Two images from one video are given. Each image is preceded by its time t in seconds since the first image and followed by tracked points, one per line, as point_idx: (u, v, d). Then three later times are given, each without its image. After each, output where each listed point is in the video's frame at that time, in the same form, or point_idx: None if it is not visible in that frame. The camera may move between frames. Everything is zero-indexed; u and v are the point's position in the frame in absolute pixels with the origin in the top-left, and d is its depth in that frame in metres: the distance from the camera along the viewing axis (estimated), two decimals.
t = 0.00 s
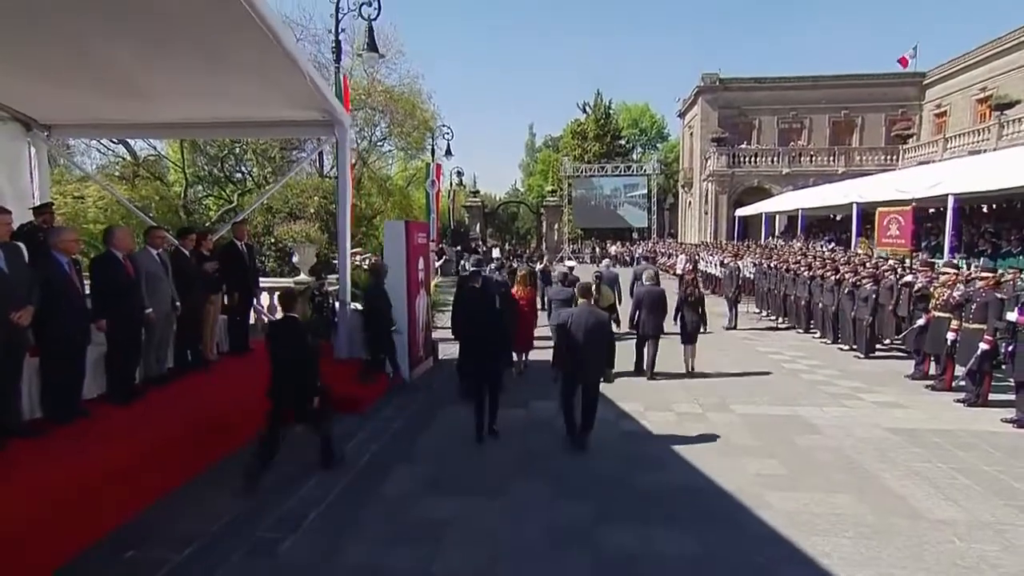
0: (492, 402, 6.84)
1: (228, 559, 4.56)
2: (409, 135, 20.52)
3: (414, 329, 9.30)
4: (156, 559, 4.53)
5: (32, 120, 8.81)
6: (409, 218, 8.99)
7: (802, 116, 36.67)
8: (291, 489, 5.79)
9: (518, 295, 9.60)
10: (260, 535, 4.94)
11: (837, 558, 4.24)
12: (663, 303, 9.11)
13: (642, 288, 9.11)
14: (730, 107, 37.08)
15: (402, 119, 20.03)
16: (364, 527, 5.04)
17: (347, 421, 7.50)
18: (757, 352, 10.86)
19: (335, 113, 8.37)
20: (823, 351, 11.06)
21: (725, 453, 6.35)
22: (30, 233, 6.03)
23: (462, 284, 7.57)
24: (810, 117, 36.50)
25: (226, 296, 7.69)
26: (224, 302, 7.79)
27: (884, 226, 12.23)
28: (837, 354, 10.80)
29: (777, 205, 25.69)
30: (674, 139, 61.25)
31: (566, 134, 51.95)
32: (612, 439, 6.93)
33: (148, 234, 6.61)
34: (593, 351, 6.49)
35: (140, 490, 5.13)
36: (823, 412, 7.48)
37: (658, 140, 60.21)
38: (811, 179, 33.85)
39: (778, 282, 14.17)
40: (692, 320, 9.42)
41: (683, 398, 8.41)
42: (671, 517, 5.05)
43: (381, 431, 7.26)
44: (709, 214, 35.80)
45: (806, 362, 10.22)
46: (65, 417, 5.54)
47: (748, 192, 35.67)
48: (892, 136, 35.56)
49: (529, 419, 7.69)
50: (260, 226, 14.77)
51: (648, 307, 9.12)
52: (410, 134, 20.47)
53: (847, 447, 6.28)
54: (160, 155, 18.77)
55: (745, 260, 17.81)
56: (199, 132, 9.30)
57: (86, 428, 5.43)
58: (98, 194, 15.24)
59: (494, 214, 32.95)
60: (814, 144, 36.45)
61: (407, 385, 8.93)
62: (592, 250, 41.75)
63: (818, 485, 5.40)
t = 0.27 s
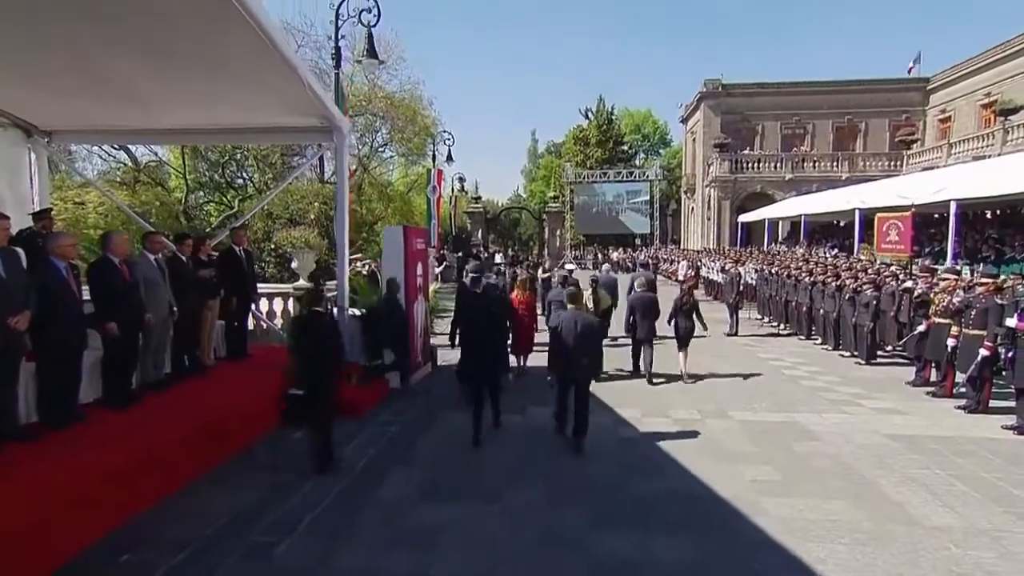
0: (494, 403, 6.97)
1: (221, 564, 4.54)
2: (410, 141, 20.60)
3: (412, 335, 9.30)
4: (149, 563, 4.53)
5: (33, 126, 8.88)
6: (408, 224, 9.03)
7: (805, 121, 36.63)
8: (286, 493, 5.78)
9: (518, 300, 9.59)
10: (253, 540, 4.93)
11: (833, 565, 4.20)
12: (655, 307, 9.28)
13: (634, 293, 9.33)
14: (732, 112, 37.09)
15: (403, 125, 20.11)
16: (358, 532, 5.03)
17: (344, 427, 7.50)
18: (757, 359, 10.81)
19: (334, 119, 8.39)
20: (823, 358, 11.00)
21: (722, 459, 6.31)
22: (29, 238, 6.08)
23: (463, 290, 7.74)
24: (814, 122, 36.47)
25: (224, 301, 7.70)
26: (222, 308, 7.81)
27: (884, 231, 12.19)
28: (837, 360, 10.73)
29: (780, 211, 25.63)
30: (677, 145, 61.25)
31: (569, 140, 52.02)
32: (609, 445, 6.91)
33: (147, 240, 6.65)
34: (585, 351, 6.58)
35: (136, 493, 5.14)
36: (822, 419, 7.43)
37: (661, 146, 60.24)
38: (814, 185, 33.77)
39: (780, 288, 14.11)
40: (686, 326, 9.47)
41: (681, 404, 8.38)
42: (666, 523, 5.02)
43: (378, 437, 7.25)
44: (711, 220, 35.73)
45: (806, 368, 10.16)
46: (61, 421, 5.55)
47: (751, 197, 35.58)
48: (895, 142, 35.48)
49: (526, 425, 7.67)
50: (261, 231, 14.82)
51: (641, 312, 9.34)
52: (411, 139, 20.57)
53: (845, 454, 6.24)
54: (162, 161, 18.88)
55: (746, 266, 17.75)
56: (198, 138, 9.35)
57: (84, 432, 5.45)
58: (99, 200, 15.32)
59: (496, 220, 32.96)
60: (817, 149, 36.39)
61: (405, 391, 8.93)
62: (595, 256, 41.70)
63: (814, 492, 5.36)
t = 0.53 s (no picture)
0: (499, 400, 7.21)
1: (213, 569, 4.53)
2: (411, 147, 20.69)
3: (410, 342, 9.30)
4: (142, 568, 4.52)
5: (33, 132, 8.97)
6: (406, 230, 9.05)
7: (809, 127, 36.54)
8: (281, 499, 5.78)
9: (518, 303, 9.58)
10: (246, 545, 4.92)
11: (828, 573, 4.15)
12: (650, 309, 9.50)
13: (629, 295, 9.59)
14: (735, 118, 37.05)
15: (404, 131, 20.21)
16: (352, 538, 5.02)
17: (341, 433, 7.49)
18: (757, 365, 10.75)
19: (332, 125, 8.44)
20: (825, 365, 10.92)
21: (720, 466, 6.26)
22: (26, 244, 6.10)
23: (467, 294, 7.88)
24: (818, 128, 36.38)
25: (222, 307, 7.70)
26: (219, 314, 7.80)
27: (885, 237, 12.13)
28: (839, 367, 10.65)
29: (783, 217, 25.54)
30: (680, 151, 61.21)
31: (572, 146, 52.07)
32: (607, 451, 6.88)
33: (144, 245, 6.66)
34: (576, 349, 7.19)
35: (132, 498, 5.15)
36: (822, 426, 7.37)
37: (664, 152, 60.23)
38: (818, 191, 33.65)
39: (782, 295, 14.04)
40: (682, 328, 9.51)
41: (679, 411, 8.32)
42: (662, 529, 4.98)
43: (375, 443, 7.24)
44: (714, 226, 35.64)
45: (807, 375, 10.09)
46: (57, 426, 5.56)
47: (755, 203, 35.45)
48: (900, 147, 35.35)
49: (523, 431, 7.66)
50: (261, 237, 14.87)
51: (635, 313, 9.59)
52: (412, 145, 20.66)
53: (844, 461, 6.17)
54: (163, 167, 19.00)
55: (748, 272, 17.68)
56: (196, 144, 9.41)
57: (80, 437, 5.47)
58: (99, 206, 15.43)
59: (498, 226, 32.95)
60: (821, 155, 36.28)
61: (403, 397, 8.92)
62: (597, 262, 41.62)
63: (811, 499, 5.30)
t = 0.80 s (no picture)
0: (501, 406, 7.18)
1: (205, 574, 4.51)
2: (411, 153, 20.75)
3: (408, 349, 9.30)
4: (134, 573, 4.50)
5: (31, 138, 9.05)
6: (404, 236, 9.05)
7: (814, 132, 36.41)
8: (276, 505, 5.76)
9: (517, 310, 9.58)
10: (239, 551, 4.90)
11: None
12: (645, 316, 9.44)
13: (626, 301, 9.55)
14: (739, 123, 36.97)
15: (405, 137, 20.28)
16: (345, 544, 4.99)
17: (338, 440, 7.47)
18: (758, 372, 10.66)
19: (330, 131, 8.48)
20: (827, 372, 10.81)
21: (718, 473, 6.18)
22: (25, 249, 6.15)
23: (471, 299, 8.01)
24: (823, 133, 36.25)
25: (220, 313, 7.72)
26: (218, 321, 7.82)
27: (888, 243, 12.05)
28: (841, 374, 10.55)
29: (787, 222, 25.41)
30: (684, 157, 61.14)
31: (575, 152, 52.08)
32: (604, 458, 6.84)
33: (142, 250, 6.68)
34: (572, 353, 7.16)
35: (127, 502, 5.15)
36: (822, 433, 7.29)
37: (668, 158, 60.19)
38: (823, 197, 33.49)
39: (785, 301, 13.94)
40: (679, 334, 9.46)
41: (678, 417, 8.25)
42: (658, 536, 4.93)
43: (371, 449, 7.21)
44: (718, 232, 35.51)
45: (808, 382, 9.99)
46: (52, 431, 5.58)
47: (759, 209, 35.31)
48: (906, 153, 35.17)
49: (521, 438, 7.62)
50: (261, 242, 14.91)
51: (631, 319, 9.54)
52: (413, 151, 20.73)
53: (844, 468, 6.09)
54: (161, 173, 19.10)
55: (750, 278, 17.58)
56: (193, 149, 9.46)
57: (77, 442, 5.48)
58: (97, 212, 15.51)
59: (500, 232, 32.92)
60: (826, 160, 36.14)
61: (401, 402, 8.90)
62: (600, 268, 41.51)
63: (809, 507, 5.23)
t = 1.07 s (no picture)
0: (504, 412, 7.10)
1: None
2: (413, 158, 20.80)
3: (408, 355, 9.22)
4: None
5: (31, 143, 9.09)
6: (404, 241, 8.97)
7: (820, 137, 36.23)
8: (270, 511, 5.71)
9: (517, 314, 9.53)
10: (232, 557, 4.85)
11: None
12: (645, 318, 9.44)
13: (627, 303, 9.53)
14: (745, 128, 36.83)
15: (407, 142, 20.34)
16: (340, 550, 4.93)
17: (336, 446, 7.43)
18: (761, 379, 10.54)
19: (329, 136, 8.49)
20: (832, 379, 10.68)
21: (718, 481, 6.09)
22: (23, 254, 6.16)
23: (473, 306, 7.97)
24: (829, 138, 36.06)
25: (219, 319, 7.71)
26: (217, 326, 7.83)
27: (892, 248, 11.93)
28: (846, 381, 10.41)
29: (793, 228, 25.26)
30: (689, 162, 61.01)
31: (580, 158, 52.07)
32: (604, 464, 6.76)
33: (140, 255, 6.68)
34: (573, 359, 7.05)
35: (122, 507, 5.12)
36: (825, 441, 7.18)
37: (673, 163, 60.06)
38: (830, 202, 33.27)
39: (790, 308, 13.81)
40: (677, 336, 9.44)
41: (679, 425, 8.15)
42: (657, 543, 4.85)
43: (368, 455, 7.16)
44: (723, 238, 35.33)
45: (812, 389, 9.86)
46: (49, 436, 5.56)
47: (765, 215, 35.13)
48: (914, 157, 34.92)
49: (520, 444, 7.56)
50: (261, 248, 14.94)
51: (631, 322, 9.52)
52: (415, 157, 20.78)
53: (846, 476, 5.99)
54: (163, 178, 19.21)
55: (754, 284, 17.44)
56: (192, 154, 9.49)
57: (72, 447, 5.46)
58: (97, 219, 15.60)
59: (503, 238, 32.88)
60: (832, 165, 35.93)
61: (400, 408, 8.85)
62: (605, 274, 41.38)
63: (810, 516, 5.13)
